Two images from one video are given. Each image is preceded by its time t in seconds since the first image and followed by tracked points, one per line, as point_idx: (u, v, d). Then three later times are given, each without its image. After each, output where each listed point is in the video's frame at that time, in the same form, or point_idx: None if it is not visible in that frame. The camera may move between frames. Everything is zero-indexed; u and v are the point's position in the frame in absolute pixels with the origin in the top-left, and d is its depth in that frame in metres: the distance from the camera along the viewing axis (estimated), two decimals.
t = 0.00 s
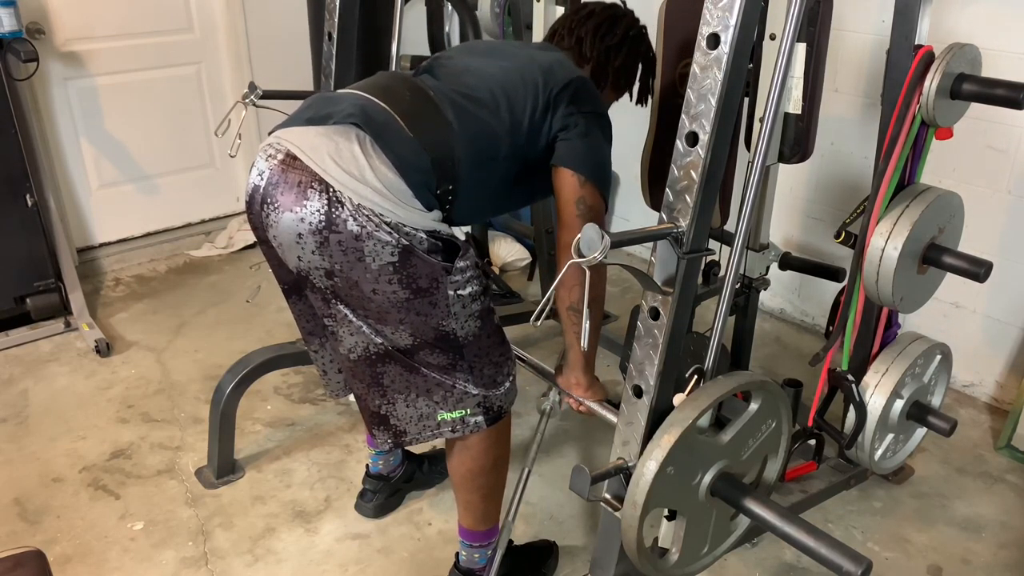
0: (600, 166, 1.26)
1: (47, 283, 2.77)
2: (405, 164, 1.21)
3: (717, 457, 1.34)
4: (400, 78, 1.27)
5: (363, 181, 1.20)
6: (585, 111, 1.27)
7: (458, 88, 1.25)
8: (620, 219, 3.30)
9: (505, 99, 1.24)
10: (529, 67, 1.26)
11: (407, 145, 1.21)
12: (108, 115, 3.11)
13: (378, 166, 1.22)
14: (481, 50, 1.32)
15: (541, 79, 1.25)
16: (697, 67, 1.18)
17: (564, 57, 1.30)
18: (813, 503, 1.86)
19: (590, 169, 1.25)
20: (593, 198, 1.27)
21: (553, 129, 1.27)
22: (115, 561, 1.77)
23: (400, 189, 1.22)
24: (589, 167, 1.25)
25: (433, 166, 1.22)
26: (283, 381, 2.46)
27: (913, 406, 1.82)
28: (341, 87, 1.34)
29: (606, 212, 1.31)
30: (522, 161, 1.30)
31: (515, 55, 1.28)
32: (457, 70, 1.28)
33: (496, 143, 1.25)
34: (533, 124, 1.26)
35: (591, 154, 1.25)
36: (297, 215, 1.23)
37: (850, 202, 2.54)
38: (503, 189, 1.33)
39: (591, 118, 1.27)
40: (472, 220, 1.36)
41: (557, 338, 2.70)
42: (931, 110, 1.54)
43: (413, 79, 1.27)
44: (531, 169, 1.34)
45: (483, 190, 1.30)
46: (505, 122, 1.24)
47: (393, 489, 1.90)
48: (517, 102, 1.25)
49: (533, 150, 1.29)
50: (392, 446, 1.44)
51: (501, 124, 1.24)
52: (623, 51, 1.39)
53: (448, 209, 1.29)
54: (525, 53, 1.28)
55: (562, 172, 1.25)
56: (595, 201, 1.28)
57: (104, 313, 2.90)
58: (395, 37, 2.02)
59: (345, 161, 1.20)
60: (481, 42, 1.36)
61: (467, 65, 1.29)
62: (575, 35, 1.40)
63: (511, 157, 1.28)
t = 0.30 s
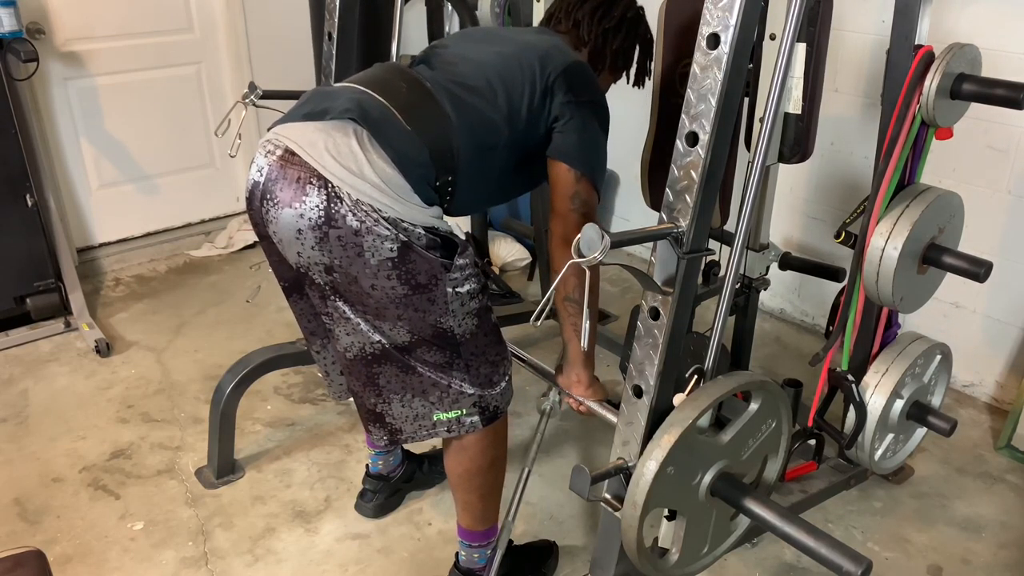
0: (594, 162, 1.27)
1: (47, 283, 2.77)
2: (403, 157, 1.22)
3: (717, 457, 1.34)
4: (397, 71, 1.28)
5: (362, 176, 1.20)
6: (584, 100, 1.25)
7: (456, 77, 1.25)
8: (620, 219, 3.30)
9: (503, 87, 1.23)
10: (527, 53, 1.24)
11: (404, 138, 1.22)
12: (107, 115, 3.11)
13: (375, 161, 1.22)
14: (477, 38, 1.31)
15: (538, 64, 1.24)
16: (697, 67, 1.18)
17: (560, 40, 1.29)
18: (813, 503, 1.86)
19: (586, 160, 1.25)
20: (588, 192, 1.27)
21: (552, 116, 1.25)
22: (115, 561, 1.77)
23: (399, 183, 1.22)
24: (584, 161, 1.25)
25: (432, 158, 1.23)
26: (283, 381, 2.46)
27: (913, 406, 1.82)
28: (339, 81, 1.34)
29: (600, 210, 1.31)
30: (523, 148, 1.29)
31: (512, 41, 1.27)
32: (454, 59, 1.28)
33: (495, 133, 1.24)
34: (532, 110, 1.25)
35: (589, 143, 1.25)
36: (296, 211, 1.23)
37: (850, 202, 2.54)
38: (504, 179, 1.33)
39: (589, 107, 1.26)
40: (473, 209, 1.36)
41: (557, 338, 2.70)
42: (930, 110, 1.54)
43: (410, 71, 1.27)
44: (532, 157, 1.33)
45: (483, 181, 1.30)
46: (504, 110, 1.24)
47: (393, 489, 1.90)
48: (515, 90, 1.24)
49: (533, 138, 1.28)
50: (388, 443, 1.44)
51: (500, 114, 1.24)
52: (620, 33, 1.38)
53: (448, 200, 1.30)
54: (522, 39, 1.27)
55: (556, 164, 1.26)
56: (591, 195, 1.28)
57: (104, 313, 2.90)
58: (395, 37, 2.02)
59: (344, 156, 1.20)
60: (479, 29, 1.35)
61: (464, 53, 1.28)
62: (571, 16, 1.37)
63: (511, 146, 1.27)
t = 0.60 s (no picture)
0: (594, 161, 1.26)
1: (47, 283, 2.77)
2: (397, 156, 1.22)
3: (717, 457, 1.34)
4: (391, 66, 1.27)
5: (356, 175, 1.21)
6: (582, 100, 1.24)
7: (450, 73, 1.24)
8: (620, 219, 3.30)
9: (500, 84, 1.23)
10: (524, 50, 1.24)
11: (398, 136, 1.21)
12: (107, 115, 3.11)
13: (369, 159, 1.22)
14: (473, 34, 1.30)
15: (536, 62, 1.23)
16: (697, 67, 1.18)
17: (559, 38, 1.28)
18: (813, 503, 1.86)
19: (586, 159, 1.25)
20: (588, 192, 1.27)
21: (550, 115, 1.25)
22: (115, 561, 1.77)
23: (393, 182, 1.23)
24: (584, 160, 1.25)
25: (427, 156, 1.22)
26: (283, 381, 2.46)
27: (913, 406, 1.82)
28: (332, 79, 1.34)
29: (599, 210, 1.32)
30: (519, 145, 1.28)
31: (509, 38, 1.27)
32: (449, 55, 1.27)
33: (490, 129, 1.24)
34: (529, 108, 1.24)
35: (588, 142, 1.25)
36: (291, 211, 1.24)
37: (850, 202, 2.54)
38: (500, 176, 1.32)
39: (587, 106, 1.25)
40: (469, 206, 1.35)
41: (557, 338, 2.70)
42: (931, 110, 1.54)
43: (404, 67, 1.26)
44: (529, 154, 1.32)
45: (479, 178, 1.29)
46: (500, 107, 1.23)
47: (393, 489, 1.90)
48: (511, 87, 1.23)
49: (529, 135, 1.27)
50: (384, 442, 1.44)
51: (496, 110, 1.23)
52: (618, 32, 1.37)
53: (444, 198, 1.29)
54: (519, 36, 1.26)
55: (556, 163, 1.25)
56: (590, 195, 1.28)
57: (104, 313, 2.90)
58: (395, 37, 2.02)
59: (338, 155, 1.21)
60: (475, 25, 1.34)
61: (459, 49, 1.27)
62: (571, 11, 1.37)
63: (508, 142, 1.26)
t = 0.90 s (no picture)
0: (593, 159, 1.26)
1: (47, 283, 2.77)
2: (393, 155, 1.22)
3: (717, 457, 1.34)
4: (387, 65, 1.27)
5: (352, 175, 1.20)
6: (579, 99, 1.25)
7: (447, 72, 1.24)
8: (620, 219, 3.30)
9: (497, 82, 1.23)
10: (520, 48, 1.24)
11: (394, 135, 1.21)
12: (107, 115, 3.11)
13: (365, 159, 1.22)
14: (470, 31, 1.30)
15: (533, 61, 1.23)
16: (698, 67, 1.18)
17: (557, 36, 1.28)
18: (813, 503, 1.86)
19: (586, 157, 1.25)
20: (587, 191, 1.27)
21: (547, 114, 1.25)
22: (115, 561, 1.77)
23: (389, 182, 1.23)
24: (582, 159, 1.25)
25: (424, 154, 1.22)
26: (283, 381, 2.46)
27: (913, 406, 1.82)
28: (328, 78, 1.34)
29: (598, 209, 1.32)
30: (516, 143, 1.28)
31: (506, 36, 1.26)
32: (445, 53, 1.27)
33: (487, 127, 1.24)
34: (526, 106, 1.24)
35: (586, 140, 1.25)
36: (287, 210, 1.24)
37: (850, 201, 2.54)
38: (497, 172, 1.32)
39: (585, 104, 1.25)
40: (466, 203, 1.36)
41: (557, 338, 2.70)
42: (931, 110, 1.54)
43: (400, 66, 1.26)
44: (526, 151, 1.32)
45: (476, 175, 1.30)
46: (496, 105, 1.23)
47: (393, 490, 1.90)
48: (508, 85, 1.23)
49: (526, 132, 1.27)
50: (380, 441, 1.45)
51: (493, 109, 1.23)
52: (619, 28, 1.38)
53: (441, 196, 1.29)
54: (516, 34, 1.26)
55: (556, 163, 1.25)
56: (589, 195, 1.28)
57: (104, 313, 2.90)
58: (395, 37, 2.02)
59: (334, 155, 1.21)
60: (472, 23, 1.34)
61: (455, 47, 1.27)
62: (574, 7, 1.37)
63: (505, 140, 1.27)
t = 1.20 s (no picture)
0: (591, 159, 1.26)
1: (47, 283, 2.77)
2: (389, 155, 1.22)
3: (717, 457, 1.34)
4: (382, 64, 1.27)
5: (347, 175, 1.21)
6: (577, 99, 1.24)
7: (442, 71, 1.23)
8: (620, 219, 3.30)
9: (493, 81, 1.22)
10: (517, 48, 1.23)
11: (389, 135, 1.21)
12: (107, 115, 3.11)
13: (360, 159, 1.22)
14: (467, 29, 1.29)
15: (529, 59, 1.22)
16: (697, 67, 1.18)
17: (555, 35, 1.26)
18: (813, 503, 1.86)
19: (583, 157, 1.25)
20: (586, 191, 1.27)
21: (544, 113, 1.24)
22: (115, 561, 1.77)
23: (385, 182, 1.23)
24: (581, 159, 1.24)
25: (420, 154, 1.22)
26: (283, 381, 2.46)
27: (913, 406, 1.82)
28: (325, 77, 1.34)
29: (597, 208, 1.32)
30: (512, 142, 1.27)
31: (504, 34, 1.25)
32: (442, 51, 1.26)
33: (483, 126, 1.23)
34: (523, 104, 1.23)
35: (583, 141, 1.24)
36: (284, 210, 1.24)
37: (850, 201, 2.54)
38: (494, 171, 1.31)
39: (581, 104, 1.24)
40: (464, 202, 1.35)
41: (557, 338, 2.70)
42: (930, 110, 1.54)
43: (395, 64, 1.26)
44: (522, 150, 1.31)
45: (472, 174, 1.29)
46: (492, 104, 1.22)
47: (393, 489, 1.90)
48: (504, 83, 1.22)
49: (523, 131, 1.26)
50: (380, 439, 1.45)
51: (489, 108, 1.22)
52: (618, 42, 1.38)
53: (438, 194, 1.29)
54: (514, 32, 1.25)
55: (555, 163, 1.25)
56: (588, 194, 1.28)
57: (104, 313, 2.90)
58: (395, 37, 2.02)
59: (329, 155, 1.21)
60: (470, 21, 1.32)
61: (451, 45, 1.26)
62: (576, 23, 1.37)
63: (501, 139, 1.26)
